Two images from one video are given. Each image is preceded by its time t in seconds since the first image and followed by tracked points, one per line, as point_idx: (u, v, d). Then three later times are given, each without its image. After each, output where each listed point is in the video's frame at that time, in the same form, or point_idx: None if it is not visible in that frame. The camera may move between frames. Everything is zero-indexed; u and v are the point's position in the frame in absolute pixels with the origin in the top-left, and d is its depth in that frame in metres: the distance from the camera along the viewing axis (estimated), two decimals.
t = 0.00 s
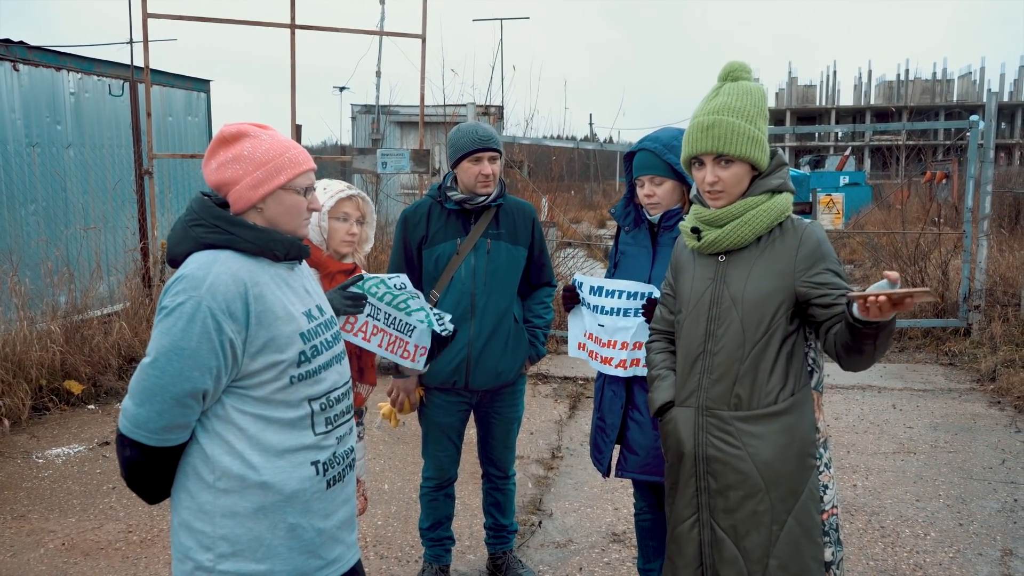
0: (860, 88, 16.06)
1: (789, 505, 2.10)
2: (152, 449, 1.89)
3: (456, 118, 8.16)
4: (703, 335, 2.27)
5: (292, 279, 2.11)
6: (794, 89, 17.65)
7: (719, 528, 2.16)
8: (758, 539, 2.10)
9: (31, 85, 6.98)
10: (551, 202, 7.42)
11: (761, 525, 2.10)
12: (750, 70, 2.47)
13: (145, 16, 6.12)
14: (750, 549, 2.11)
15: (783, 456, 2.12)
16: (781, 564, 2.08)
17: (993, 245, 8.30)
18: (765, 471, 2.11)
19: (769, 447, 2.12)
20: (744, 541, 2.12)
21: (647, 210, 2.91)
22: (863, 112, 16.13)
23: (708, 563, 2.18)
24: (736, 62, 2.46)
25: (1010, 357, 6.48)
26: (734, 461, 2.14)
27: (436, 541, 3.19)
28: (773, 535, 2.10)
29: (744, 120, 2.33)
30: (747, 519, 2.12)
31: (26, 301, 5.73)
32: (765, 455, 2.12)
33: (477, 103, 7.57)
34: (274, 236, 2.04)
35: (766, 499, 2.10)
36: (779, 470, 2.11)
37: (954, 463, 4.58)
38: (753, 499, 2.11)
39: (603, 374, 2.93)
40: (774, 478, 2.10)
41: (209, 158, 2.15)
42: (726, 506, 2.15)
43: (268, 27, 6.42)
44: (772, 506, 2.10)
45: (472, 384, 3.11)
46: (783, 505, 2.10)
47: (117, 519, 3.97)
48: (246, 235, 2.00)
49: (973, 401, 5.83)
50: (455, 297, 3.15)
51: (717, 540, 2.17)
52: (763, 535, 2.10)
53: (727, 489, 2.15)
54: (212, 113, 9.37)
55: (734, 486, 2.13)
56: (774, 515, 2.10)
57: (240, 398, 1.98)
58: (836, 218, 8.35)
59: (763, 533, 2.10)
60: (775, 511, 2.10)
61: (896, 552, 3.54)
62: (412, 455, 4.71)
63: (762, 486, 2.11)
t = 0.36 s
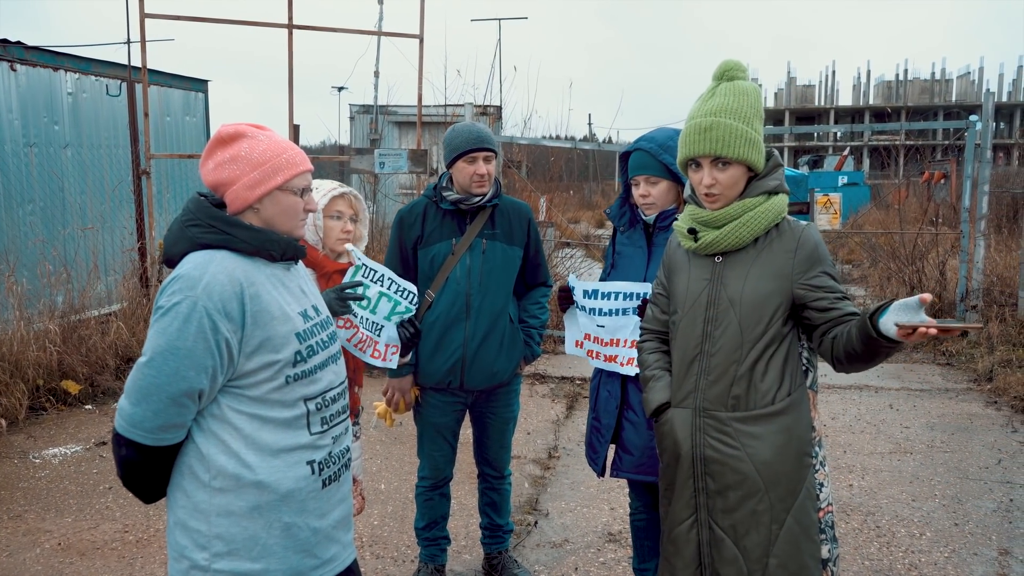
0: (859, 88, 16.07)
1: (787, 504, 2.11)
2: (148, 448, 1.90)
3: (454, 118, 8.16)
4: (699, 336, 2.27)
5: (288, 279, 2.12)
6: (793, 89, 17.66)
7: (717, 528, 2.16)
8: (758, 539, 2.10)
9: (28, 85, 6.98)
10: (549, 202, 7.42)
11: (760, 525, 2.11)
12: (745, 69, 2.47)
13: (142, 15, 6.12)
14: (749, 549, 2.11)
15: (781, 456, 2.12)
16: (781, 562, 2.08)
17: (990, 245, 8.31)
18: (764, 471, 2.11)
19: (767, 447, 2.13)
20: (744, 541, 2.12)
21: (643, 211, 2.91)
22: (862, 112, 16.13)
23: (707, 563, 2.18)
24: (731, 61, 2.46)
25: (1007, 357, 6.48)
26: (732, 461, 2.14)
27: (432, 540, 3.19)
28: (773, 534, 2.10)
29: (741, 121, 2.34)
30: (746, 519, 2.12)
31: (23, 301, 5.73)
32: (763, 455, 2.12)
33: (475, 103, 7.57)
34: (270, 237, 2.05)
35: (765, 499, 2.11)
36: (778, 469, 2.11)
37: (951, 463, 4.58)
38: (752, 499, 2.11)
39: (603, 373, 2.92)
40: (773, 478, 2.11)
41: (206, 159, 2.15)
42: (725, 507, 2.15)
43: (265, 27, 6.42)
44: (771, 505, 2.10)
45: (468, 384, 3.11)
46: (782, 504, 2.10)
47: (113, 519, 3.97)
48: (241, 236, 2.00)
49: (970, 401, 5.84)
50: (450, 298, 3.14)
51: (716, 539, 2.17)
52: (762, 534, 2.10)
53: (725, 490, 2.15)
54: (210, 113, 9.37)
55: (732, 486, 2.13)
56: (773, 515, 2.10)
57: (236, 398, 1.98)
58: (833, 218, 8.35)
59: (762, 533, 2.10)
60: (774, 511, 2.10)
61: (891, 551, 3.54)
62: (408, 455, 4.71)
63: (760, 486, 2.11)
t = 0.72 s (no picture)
0: (859, 88, 16.06)
1: (780, 503, 2.11)
2: (143, 446, 1.90)
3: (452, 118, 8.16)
4: (693, 336, 2.27)
5: (283, 278, 2.12)
6: (793, 89, 17.67)
7: (711, 528, 2.16)
8: (751, 538, 2.10)
9: (26, 85, 6.98)
10: (547, 203, 7.42)
11: (753, 524, 2.11)
12: (740, 69, 2.46)
13: (140, 16, 6.12)
14: (742, 548, 2.11)
15: (774, 455, 2.12)
16: (774, 561, 2.08)
17: (989, 245, 8.30)
18: (758, 470, 2.11)
19: (761, 446, 2.13)
20: (737, 540, 2.12)
21: (637, 210, 2.91)
22: (861, 111, 16.12)
23: (701, 563, 2.18)
24: (725, 61, 2.46)
25: (1004, 357, 6.48)
26: (726, 461, 2.14)
27: (427, 540, 3.19)
28: (766, 533, 2.10)
29: (736, 122, 2.34)
30: (739, 519, 2.12)
31: (21, 301, 5.73)
32: (756, 454, 2.13)
33: (474, 103, 7.58)
34: (265, 237, 2.05)
35: (758, 498, 2.11)
36: (771, 469, 2.12)
37: (947, 463, 4.58)
38: (745, 499, 2.12)
39: (597, 372, 2.93)
40: (766, 477, 2.11)
41: (200, 160, 2.15)
42: (718, 506, 2.15)
43: (263, 27, 6.42)
44: (764, 505, 2.11)
45: (462, 384, 3.11)
46: (775, 503, 2.11)
47: (110, 519, 3.97)
48: (235, 236, 2.00)
49: (967, 401, 5.84)
50: (444, 297, 3.15)
51: (709, 539, 2.17)
52: (755, 533, 2.10)
53: (718, 489, 2.15)
54: (209, 114, 9.38)
55: (726, 486, 2.14)
56: (766, 514, 2.10)
57: (231, 396, 1.99)
58: (832, 218, 8.35)
59: (755, 532, 2.10)
60: (767, 510, 2.11)
61: (886, 551, 3.54)
62: (406, 455, 4.72)
63: (754, 485, 2.11)
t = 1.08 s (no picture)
0: (860, 89, 16.06)
1: (768, 504, 2.11)
2: (136, 445, 1.90)
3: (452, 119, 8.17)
4: (685, 335, 2.27)
5: (277, 278, 2.13)
6: (795, 90, 17.68)
7: (699, 527, 2.17)
8: (738, 539, 2.11)
9: (26, 86, 6.99)
10: (547, 203, 7.42)
11: (741, 525, 2.11)
12: (752, 71, 2.46)
13: (139, 16, 6.13)
14: (730, 548, 2.12)
15: (764, 457, 2.13)
16: (761, 563, 2.08)
17: (989, 246, 8.30)
18: (746, 471, 2.12)
19: (750, 447, 2.13)
20: (725, 540, 2.13)
21: (632, 211, 2.92)
22: (863, 111, 16.11)
23: (689, 562, 2.19)
24: (738, 61, 2.45)
25: (1003, 357, 6.48)
26: (715, 461, 2.15)
27: (422, 539, 3.20)
28: (753, 534, 2.11)
29: (740, 122, 2.33)
30: (728, 519, 2.13)
31: (21, 301, 5.74)
32: (745, 455, 2.13)
33: (474, 103, 7.58)
34: (259, 237, 2.06)
35: (746, 498, 2.11)
36: (760, 470, 2.12)
37: (945, 463, 4.58)
38: (733, 499, 2.12)
39: (591, 373, 2.94)
40: (755, 478, 2.11)
41: (195, 160, 2.15)
42: (707, 506, 2.16)
43: (263, 28, 6.42)
44: (752, 505, 2.11)
45: (457, 384, 3.12)
46: (763, 504, 2.11)
47: (107, 518, 3.98)
48: (228, 236, 2.01)
49: (966, 401, 5.84)
50: (439, 297, 3.15)
51: (697, 539, 2.18)
52: (742, 534, 2.11)
53: (707, 489, 2.16)
54: (209, 114, 9.39)
55: (715, 486, 2.14)
56: (754, 515, 2.11)
57: (224, 395, 1.99)
58: (831, 218, 8.35)
59: (743, 533, 2.11)
60: (755, 511, 2.11)
61: (882, 551, 3.55)
62: (403, 455, 4.72)
63: (742, 486, 2.11)
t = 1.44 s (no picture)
0: (865, 89, 16.03)
1: (762, 506, 2.11)
2: (134, 443, 1.91)
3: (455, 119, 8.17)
4: (682, 335, 2.27)
5: (274, 278, 2.13)
6: (799, 89, 17.66)
7: (692, 529, 2.17)
8: (730, 540, 2.11)
9: (30, 86, 7.02)
10: (549, 203, 7.41)
11: (733, 527, 2.11)
12: (748, 69, 2.45)
13: (142, 16, 6.14)
14: (722, 550, 2.11)
15: (758, 458, 2.12)
16: (753, 565, 2.08)
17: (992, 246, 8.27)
18: (740, 472, 2.12)
19: (744, 448, 2.13)
20: (717, 542, 2.12)
21: (631, 211, 2.92)
22: (868, 111, 16.06)
23: (681, 563, 2.19)
24: (735, 60, 2.45)
25: (1006, 357, 6.46)
26: (710, 462, 2.15)
27: (421, 539, 3.20)
28: (746, 536, 2.10)
29: (737, 120, 2.32)
30: (721, 520, 2.13)
31: (23, 301, 5.75)
32: (739, 456, 2.13)
33: (475, 103, 7.58)
34: (257, 237, 2.06)
35: (739, 500, 2.11)
36: (754, 471, 2.11)
37: (945, 464, 4.57)
38: (726, 500, 2.12)
39: (591, 373, 2.94)
40: (749, 479, 2.11)
41: (192, 160, 2.16)
42: (700, 507, 2.16)
43: (265, 28, 6.43)
44: (745, 507, 2.11)
45: (455, 384, 3.13)
46: (757, 506, 2.11)
47: (108, 517, 3.99)
48: (225, 237, 2.01)
49: (968, 402, 5.82)
50: (438, 297, 3.16)
51: (690, 540, 2.18)
52: (735, 536, 2.11)
53: (700, 490, 2.16)
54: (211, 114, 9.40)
55: (708, 487, 2.14)
56: (747, 517, 2.11)
57: (221, 394, 2.00)
58: (833, 218, 8.32)
59: (735, 534, 2.11)
60: (748, 513, 2.11)
61: (882, 552, 3.54)
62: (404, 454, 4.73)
63: (736, 487, 2.11)
